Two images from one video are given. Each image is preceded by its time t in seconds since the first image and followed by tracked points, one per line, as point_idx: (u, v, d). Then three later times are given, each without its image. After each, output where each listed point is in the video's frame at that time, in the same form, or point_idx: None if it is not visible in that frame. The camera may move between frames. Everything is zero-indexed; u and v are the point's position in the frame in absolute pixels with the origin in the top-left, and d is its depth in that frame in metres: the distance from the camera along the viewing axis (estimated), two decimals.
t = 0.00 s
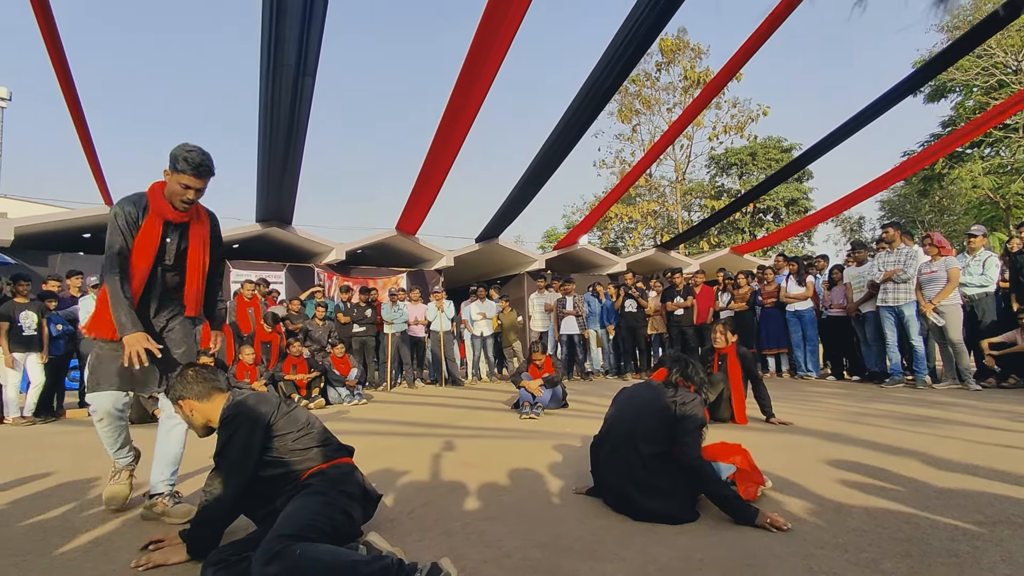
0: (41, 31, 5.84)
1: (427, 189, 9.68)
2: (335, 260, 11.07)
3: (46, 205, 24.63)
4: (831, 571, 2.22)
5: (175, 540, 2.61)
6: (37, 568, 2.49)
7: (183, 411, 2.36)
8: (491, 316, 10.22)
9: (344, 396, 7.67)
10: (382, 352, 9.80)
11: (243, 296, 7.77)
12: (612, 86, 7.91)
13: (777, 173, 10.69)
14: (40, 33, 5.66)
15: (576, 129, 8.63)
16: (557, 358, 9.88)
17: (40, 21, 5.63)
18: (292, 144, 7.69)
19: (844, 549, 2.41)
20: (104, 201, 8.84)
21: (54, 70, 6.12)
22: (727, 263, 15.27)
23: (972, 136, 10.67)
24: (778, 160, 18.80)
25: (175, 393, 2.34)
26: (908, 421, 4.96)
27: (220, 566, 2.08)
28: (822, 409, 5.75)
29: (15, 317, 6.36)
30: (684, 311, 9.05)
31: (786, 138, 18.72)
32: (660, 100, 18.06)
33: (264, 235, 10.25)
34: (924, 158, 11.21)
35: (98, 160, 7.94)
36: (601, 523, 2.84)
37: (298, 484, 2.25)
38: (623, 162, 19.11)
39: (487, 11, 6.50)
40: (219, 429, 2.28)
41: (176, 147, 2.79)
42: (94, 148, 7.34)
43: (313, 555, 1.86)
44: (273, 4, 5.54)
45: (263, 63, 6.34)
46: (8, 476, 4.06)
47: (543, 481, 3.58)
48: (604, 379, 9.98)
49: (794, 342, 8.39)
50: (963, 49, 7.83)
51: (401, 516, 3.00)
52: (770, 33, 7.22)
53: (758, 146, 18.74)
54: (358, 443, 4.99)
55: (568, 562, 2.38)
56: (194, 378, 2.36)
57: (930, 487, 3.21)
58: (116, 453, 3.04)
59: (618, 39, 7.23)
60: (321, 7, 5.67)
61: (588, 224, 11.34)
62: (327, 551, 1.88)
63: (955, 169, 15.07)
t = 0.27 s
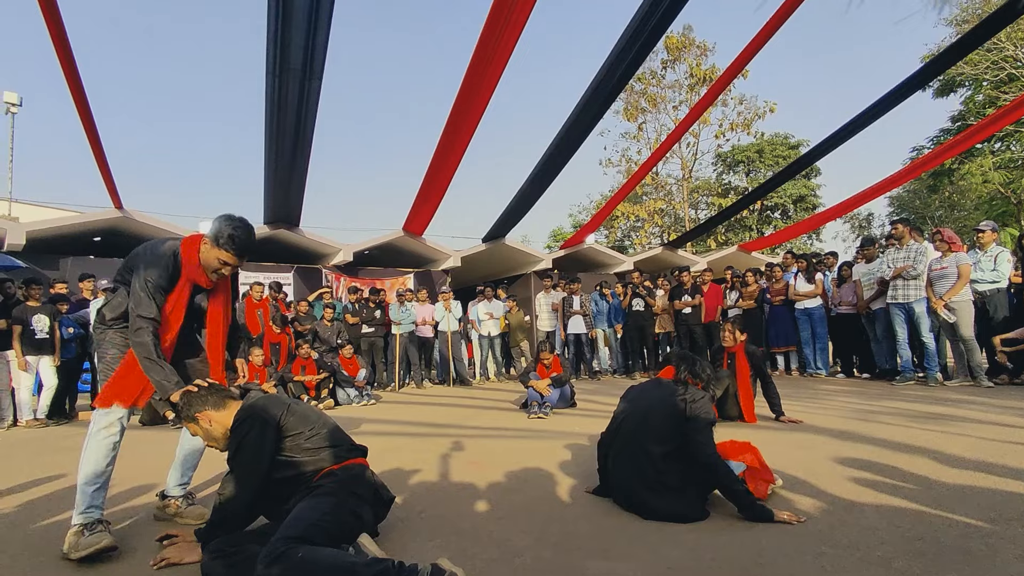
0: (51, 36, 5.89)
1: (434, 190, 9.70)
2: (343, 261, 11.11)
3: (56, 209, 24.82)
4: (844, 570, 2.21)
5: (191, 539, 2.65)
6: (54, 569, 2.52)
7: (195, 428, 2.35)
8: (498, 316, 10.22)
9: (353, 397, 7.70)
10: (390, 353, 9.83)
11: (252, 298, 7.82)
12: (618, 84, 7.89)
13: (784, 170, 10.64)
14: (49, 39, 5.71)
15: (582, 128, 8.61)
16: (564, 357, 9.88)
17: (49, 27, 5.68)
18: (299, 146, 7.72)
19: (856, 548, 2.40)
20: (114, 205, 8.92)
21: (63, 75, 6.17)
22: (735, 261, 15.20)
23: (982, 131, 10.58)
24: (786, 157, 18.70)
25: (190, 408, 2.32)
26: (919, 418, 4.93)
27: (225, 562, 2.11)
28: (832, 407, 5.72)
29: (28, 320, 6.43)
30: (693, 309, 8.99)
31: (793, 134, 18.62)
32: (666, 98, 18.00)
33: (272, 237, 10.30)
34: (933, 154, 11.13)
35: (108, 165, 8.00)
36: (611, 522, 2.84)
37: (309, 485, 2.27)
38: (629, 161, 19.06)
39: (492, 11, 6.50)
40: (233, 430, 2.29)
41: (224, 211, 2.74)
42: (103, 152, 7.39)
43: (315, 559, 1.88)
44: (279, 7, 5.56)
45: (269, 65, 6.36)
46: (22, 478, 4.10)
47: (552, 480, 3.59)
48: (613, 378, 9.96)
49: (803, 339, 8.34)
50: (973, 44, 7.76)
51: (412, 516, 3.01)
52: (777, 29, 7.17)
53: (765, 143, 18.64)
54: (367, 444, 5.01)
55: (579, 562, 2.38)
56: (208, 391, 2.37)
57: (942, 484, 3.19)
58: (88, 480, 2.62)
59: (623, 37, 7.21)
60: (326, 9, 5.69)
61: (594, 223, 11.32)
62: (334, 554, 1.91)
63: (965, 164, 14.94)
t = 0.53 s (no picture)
0: (63, 43, 5.96)
1: (442, 191, 9.70)
2: (352, 263, 11.15)
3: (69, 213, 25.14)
4: (858, 569, 2.19)
5: (205, 539, 2.67)
6: (71, 569, 2.54)
7: (207, 429, 2.36)
8: (507, 316, 10.22)
9: (363, 398, 7.73)
10: (400, 354, 9.85)
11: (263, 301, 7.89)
12: (625, 82, 7.86)
13: (794, 168, 10.57)
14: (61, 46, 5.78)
15: (589, 127, 8.59)
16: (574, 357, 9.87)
17: (61, 33, 5.74)
18: (307, 149, 7.76)
19: (870, 547, 2.37)
20: (126, 209, 9.00)
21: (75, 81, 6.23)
22: (745, 259, 15.12)
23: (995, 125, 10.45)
24: (795, 154, 18.58)
25: (209, 408, 2.35)
26: (933, 416, 4.88)
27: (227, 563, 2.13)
28: (844, 405, 5.68)
29: (43, 324, 6.50)
30: (702, 308, 8.95)
31: (803, 131, 18.50)
32: (674, 96, 17.94)
33: (281, 239, 10.35)
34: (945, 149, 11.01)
35: (119, 169, 8.08)
36: (622, 521, 2.83)
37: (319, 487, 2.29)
38: (637, 160, 19.00)
39: (498, 12, 6.50)
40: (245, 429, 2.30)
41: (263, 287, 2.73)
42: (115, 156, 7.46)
43: (315, 557, 1.90)
44: (287, 9, 5.59)
45: (278, 68, 6.40)
46: (38, 480, 4.15)
47: (562, 480, 3.58)
48: (622, 377, 9.94)
49: (815, 337, 8.28)
50: (985, 37, 7.66)
51: (423, 517, 3.02)
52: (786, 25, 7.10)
53: (774, 140, 18.53)
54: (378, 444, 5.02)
55: (590, 562, 2.38)
56: (222, 395, 2.42)
57: (958, 483, 3.15)
58: (105, 496, 2.61)
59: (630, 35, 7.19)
60: (333, 11, 5.71)
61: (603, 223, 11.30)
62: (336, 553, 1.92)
63: (978, 159, 14.78)
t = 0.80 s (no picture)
0: (77, 49, 6.02)
1: (452, 192, 9.71)
2: (362, 265, 11.20)
3: (84, 217, 25.45)
4: (877, 569, 2.16)
5: (224, 541, 2.69)
6: (90, 567, 2.57)
7: (279, 346, 2.57)
8: (517, 316, 10.22)
9: (374, 399, 7.77)
10: (411, 355, 9.88)
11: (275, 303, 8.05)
12: (634, 82, 7.85)
13: (805, 165, 10.49)
14: (76, 52, 5.85)
15: (598, 126, 8.58)
16: (584, 357, 9.85)
17: (76, 39, 5.82)
18: (318, 152, 7.80)
19: (888, 547, 2.35)
20: (139, 212, 9.09)
21: (89, 86, 6.30)
22: (756, 258, 15.01)
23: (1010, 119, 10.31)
24: (807, 151, 18.44)
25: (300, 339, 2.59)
26: (950, 415, 4.82)
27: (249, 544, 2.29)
28: (858, 404, 5.63)
29: (59, 327, 6.58)
30: (713, 307, 8.92)
31: (814, 128, 18.35)
32: (683, 94, 17.86)
33: (292, 242, 10.41)
34: (959, 145, 10.88)
35: (133, 174, 8.16)
36: (636, 521, 2.82)
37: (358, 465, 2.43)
38: (647, 159, 18.94)
39: (507, 13, 6.50)
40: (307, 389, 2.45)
41: (269, 284, 2.88)
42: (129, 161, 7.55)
43: (355, 505, 2.12)
44: (297, 12, 5.63)
45: (288, 72, 6.45)
46: (55, 481, 4.20)
47: (574, 480, 3.57)
48: (633, 377, 9.91)
49: (828, 336, 8.22)
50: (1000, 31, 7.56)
51: (437, 516, 3.03)
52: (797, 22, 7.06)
53: (785, 138, 18.40)
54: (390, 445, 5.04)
55: (604, 561, 2.37)
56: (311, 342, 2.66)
57: (976, 482, 3.11)
58: (130, 498, 2.61)
59: (639, 34, 7.17)
60: (343, 13, 5.74)
61: (613, 222, 11.26)
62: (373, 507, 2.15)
63: (993, 154, 14.59)
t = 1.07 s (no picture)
0: (93, 55, 6.12)
1: (462, 193, 9.73)
2: (373, 267, 11.25)
3: (98, 221, 25.75)
4: (896, 571, 2.14)
5: (244, 541, 2.70)
6: (110, 567, 2.60)
7: (336, 342, 2.58)
8: (528, 317, 10.21)
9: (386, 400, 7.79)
10: (422, 356, 9.91)
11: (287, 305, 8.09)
12: (643, 81, 7.83)
13: (817, 164, 10.41)
14: (91, 57, 5.93)
15: (607, 126, 8.56)
16: (595, 358, 9.83)
17: (91, 45, 5.90)
18: (329, 154, 7.84)
19: (907, 548, 2.32)
20: (153, 216, 9.18)
21: (104, 91, 6.38)
22: (768, 257, 14.92)
23: None
24: (818, 150, 18.30)
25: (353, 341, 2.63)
26: (967, 415, 4.77)
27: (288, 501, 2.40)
28: (873, 404, 5.58)
29: (75, 330, 6.66)
30: (725, 307, 8.86)
31: (826, 126, 18.20)
32: (693, 94, 17.79)
33: (303, 244, 10.48)
34: (974, 142, 10.76)
35: (147, 178, 8.25)
36: (650, 522, 2.81)
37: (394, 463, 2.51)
38: (656, 158, 18.88)
39: (516, 13, 6.51)
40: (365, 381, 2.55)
41: (275, 289, 2.76)
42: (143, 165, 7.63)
43: (380, 487, 2.24)
44: (308, 15, 5.68)
45: (299, 75, 6.50)
46: (73, 481, 4.25)
47: (587, 480, 3.57)
48: (645, 378, 9.88)
49: (842, 336, 8.15)
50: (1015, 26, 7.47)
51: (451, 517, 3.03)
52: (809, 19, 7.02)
53: (796, 136, 18.28)
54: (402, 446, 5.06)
55: (618, 562, 2.36)
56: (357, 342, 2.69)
57: (996, 483, 3.07)
58: (154, 505, 2.56)
59: (648, 33, 7.16)
60: (353, 16, 5.77)
61: (623, 222, 11.24)
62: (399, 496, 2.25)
63: (1009, 151, 14.40)
